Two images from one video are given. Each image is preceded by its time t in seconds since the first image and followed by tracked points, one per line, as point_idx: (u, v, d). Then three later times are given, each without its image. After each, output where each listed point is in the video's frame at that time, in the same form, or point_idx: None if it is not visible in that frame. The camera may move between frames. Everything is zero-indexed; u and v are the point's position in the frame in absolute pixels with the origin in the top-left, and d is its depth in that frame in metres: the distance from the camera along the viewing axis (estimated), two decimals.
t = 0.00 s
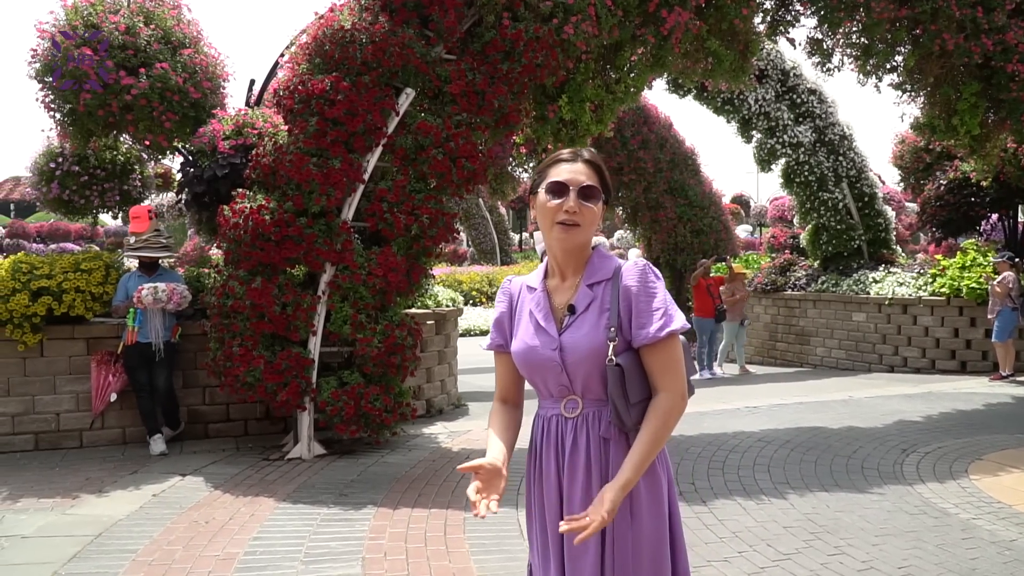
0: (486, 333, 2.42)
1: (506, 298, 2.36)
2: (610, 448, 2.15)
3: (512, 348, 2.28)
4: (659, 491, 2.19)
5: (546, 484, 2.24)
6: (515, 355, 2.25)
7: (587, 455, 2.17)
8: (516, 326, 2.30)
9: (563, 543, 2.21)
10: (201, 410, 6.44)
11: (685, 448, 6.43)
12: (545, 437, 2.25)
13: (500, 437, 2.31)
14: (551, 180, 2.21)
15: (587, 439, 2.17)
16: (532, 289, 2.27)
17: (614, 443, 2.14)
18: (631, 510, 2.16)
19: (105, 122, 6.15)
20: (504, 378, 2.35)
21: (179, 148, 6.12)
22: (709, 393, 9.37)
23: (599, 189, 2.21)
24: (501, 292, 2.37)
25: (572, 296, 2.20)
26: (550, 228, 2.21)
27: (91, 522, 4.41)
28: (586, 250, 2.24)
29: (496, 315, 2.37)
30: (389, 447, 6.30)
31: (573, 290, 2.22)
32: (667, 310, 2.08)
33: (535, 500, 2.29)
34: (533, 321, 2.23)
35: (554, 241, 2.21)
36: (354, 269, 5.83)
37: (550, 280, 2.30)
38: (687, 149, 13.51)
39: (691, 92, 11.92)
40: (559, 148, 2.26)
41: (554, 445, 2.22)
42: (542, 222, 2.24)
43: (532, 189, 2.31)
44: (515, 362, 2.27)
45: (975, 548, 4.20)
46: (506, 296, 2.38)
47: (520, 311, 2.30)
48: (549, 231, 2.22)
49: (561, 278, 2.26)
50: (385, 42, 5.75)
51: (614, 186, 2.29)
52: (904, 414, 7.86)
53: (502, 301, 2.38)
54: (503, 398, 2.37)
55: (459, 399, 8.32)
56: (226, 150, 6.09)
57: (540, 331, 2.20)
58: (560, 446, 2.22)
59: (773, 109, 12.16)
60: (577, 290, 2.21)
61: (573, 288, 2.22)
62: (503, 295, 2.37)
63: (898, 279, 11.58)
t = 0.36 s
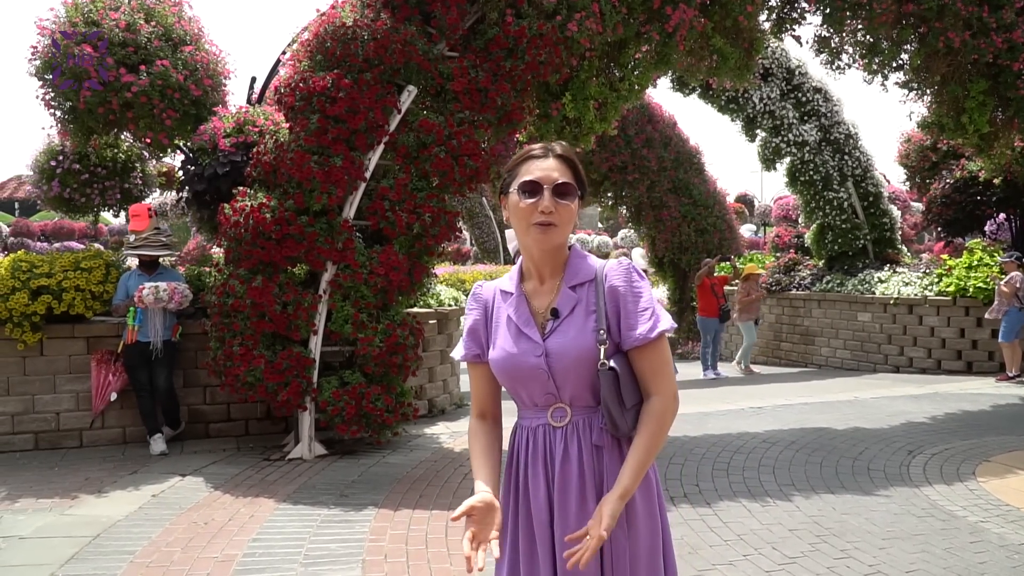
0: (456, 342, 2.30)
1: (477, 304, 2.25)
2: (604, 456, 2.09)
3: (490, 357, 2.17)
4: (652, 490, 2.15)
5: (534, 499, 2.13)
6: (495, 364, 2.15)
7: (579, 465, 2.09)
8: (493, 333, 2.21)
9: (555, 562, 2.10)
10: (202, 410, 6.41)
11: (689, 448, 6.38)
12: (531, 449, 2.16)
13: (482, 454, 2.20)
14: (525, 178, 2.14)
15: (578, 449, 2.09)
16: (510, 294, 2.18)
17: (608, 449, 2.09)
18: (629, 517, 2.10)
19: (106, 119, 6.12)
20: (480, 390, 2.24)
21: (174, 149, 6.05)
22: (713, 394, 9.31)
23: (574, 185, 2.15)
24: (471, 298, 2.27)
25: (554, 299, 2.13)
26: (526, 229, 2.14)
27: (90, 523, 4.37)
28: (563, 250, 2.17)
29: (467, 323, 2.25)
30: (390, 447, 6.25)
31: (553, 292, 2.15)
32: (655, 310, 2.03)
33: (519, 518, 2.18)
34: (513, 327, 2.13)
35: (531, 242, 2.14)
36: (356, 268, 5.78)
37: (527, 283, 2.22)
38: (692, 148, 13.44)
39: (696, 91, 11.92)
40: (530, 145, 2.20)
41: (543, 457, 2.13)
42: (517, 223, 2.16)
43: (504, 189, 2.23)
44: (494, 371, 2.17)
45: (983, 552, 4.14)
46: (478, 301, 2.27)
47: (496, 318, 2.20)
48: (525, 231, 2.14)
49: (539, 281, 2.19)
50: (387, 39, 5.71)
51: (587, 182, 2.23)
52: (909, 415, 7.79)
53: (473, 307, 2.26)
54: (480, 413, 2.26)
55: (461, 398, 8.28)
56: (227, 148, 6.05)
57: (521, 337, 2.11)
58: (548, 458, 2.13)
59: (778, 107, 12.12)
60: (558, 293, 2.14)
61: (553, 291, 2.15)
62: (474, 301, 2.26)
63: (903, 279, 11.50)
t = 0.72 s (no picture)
0: (419, 336, 2.15)
1: (447, 298, 2.14)
2: (587, 451, 2.11)
3: (467, 353, 2.09)
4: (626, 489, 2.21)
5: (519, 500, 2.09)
6: (473, 360, 2.07)
7: (562, 460, 2.09)
8: (467, 328, 2.12)
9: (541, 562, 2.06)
10: (203, 407, 6.38)
11: (693, 447, 6.34)
12: (511, 448, 2.10)
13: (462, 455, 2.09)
14: (502, 168, 2.13)
15: (561, 444, 2.09)
16: (486, 287, 2.13)
17: (591, 445, 2.11)
18: (612, 514, 2.13)
19: (106, 115, 6.08)
20: (452, 387, 2.12)
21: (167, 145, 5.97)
22: (716, 392, 9.26)
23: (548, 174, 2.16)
24: (440, 290, 2.15)
25: (534, 293, 2.12)
26: (502, 220, 2.12)
27: (90, 521, 4.33)
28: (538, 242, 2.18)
29: (436, 316, 2.12)
30: (392, 445, 6.22)
31: (531, 286, 2.14)
32: (635, 305, 2.09)
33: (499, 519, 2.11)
34: (494, 321, 2.08)
35: (507, 234, 2.12)
36: (358, 265, 5.74)
37: (499, 276, 2.18)
38: (694, 145, 13.40)
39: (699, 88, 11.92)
40: (501, 134, 2.19)
41: (526, 456, 2.09)
42: (490, 214, 2.15)
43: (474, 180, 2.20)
44: (471, 367, 2.09)
45: (992, 552, 4.10)
46: (445, 293, 2.16)
47: (469, 312, 2.12)
48: (502, 222, 2.12)
49: (515, 274, 2.17)
50: (389, 34, 5.67)
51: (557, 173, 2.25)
52: (914, 413, 7.74)
53: (442, 300, 2.14)
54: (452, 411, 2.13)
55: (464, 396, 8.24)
56: (227, 144, 6.01)
57: (503, 332, 2.06)
58: (530, 455, 2.09)
59: (781, 104, 12.11)
60: (537, 287, 2.13)
61: (531, 285, 2.14)
62: (443, 293, 2.15)
63: (907, 277, 11.44)
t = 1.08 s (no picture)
0: (381, 317, 2.17)
1: (412, 279, 2.16)
2: (546, 438, 2.15)
3: (431, 336, 2.11)
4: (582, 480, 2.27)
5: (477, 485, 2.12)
6: (438, 343, 2.10)
7: (523, 445, 2.13)
8: (432, 311, 2.14)
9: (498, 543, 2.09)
10: (206, 401, 6.36)
11: (698, 441, 6.32)
12: (471, 431, 2.13)
13: (422, 437, 2.10)
14: (471, 153, 2.17)
15: (522, 429, 2.13)
16: (452, 272, 2.16)
17: (549, 432, 2.16)
18: (569, 503, 2.18)
19: (108, 108, 6.05)
20: (413, 369, 2.14)
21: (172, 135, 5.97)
22: (720, 387, 9.23)
23: (518, 163, 2.21)
24: (405, 273, 2.17)
25: (500, 279, 2.16)
26: (469, 204, 2.16)
27: (93, 515, 4.31)
28: (504, 231, 2.23)
29: (401, 298, 2.14)
30: (395, 439, 6.19)
31: (497, 273, 2.18)
32: (599, 296, 2.15)
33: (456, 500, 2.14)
34: (460, 305, 2.11)
35: (475, 219, 2.17)
36: (361, 259, 5.70)
37: (466, 262, 2.22)
38: (697, 139, 13.35)
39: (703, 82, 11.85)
40: (472, 120, 2.23)
41: (486, 441, 2.12)
42: (458, 199, 2.19)
43: (443, 165, 2.24)
44: (435, 349, 2.11)
45: (1002, 547, 4.07)
46: (411, 276, 2.19)
47: (436, 296, 2.14)
48: (469, 207, 2.17)
49: (481, 261, 2.21)
50: (392, 26, 5.63)
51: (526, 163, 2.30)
52: (919, 408, 7.71)
53: (406, 282, 2.17)
54: (414, 392, 2.14)
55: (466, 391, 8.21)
56: (230, 136, 5.98)
57: (469, 316, 2.09)
58: (490, 440, 2.12)
59: (786, 98, 12.05)
60: (503, 273, 2.17)
61: (496, 272, 2.18)
62: (408, 276, 2.17)
63: (911, 271, 11.40)
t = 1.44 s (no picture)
0: (358, 296, 2.20)
1: (390, 259, 2.19)
2: (517, 419, 2.18)
3: (405, 315, 2.14)
4: (554, 464, 2.30)
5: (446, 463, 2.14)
6: (412, 322, 2.12)
7: (493, 426, 2.16)
8: (408, 291, 2.17)
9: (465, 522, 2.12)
10: (209, 392, 6.34)
11: (704, 433, 6.29)
12: (443, 409, 2.16)
13: (393, 415, 2.13)
14: (450, 137, 2.19)
15: (492, 409, 2.15)
16: (429, 253, 2.18)
17: (520, 414, 2.18)
18: (540, 484, 2.21)
19: (111, 99, 6.01)
20: (390, 348, 2.17)
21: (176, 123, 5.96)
22: (725, 380, 9.19)
23: (499, 149, 2.23)
24: (383, 252, 2.20)
25: (475, 262, 2.19)
26: (446, 188, 2.19)
27: (98, 505, 4.29)
28: (482, 214, 2.25)
29: (377, 277, 2.17)
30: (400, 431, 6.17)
31: (473, 256, 2.21)
32: (572, 282, 2.18)
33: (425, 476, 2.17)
34: (434, 286, 2.13)
35: (450, 203, 2.19)
36: (366, 250, 5.68)
37: (443, 244, 2.25)
38: (701, 132, 13.29)
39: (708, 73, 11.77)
40: (455, 104, 2.25)
41: (456, 419, 2.15)
42: (436, 182, 2.22)
43: (425, 147, 2.27)
44: (409, 328, 2.14)
45: (1016, 540, 4.03)
46: (389, 255, 2.21)
47: (412, 276, 2.17)
48: (446, 191, 2.19)
49: (458, 243, 2.23)
50: (397, 14, 5.58)
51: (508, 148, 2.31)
52: (927, 401, 7.66)
53: (383, 261, 2.20)
54: (388, 370, 2.18)
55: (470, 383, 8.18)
56: (234, 127, 5.95)
57: (443, 296, 2.12)
58: (461, 419, 2.15)
59: (791, 89, 11.99)
60: (479, 256, 2.20)
61: (472, 255, 2.21)
62: (385, 255, 2.20)
63: (918, 264, 11.35)
